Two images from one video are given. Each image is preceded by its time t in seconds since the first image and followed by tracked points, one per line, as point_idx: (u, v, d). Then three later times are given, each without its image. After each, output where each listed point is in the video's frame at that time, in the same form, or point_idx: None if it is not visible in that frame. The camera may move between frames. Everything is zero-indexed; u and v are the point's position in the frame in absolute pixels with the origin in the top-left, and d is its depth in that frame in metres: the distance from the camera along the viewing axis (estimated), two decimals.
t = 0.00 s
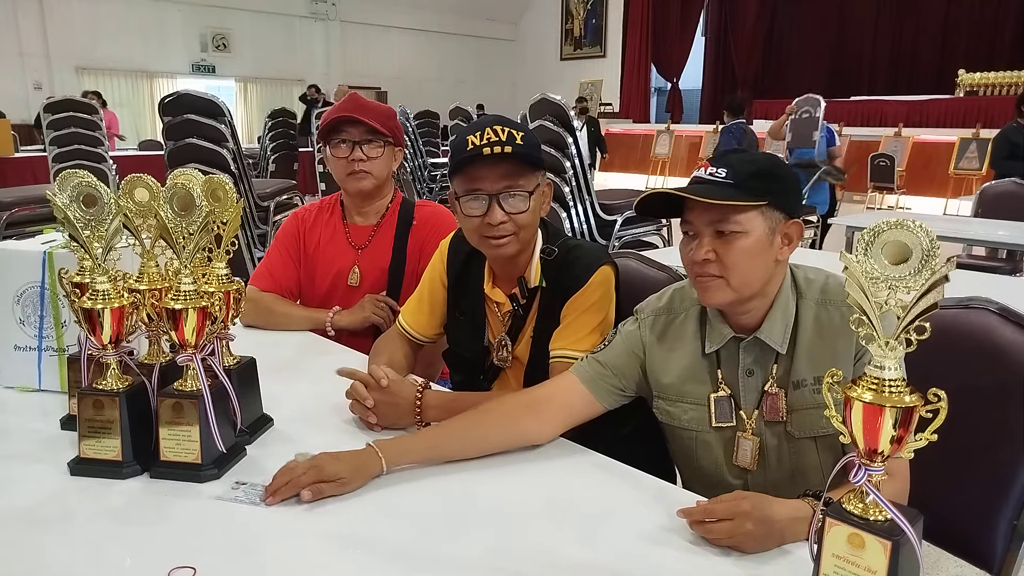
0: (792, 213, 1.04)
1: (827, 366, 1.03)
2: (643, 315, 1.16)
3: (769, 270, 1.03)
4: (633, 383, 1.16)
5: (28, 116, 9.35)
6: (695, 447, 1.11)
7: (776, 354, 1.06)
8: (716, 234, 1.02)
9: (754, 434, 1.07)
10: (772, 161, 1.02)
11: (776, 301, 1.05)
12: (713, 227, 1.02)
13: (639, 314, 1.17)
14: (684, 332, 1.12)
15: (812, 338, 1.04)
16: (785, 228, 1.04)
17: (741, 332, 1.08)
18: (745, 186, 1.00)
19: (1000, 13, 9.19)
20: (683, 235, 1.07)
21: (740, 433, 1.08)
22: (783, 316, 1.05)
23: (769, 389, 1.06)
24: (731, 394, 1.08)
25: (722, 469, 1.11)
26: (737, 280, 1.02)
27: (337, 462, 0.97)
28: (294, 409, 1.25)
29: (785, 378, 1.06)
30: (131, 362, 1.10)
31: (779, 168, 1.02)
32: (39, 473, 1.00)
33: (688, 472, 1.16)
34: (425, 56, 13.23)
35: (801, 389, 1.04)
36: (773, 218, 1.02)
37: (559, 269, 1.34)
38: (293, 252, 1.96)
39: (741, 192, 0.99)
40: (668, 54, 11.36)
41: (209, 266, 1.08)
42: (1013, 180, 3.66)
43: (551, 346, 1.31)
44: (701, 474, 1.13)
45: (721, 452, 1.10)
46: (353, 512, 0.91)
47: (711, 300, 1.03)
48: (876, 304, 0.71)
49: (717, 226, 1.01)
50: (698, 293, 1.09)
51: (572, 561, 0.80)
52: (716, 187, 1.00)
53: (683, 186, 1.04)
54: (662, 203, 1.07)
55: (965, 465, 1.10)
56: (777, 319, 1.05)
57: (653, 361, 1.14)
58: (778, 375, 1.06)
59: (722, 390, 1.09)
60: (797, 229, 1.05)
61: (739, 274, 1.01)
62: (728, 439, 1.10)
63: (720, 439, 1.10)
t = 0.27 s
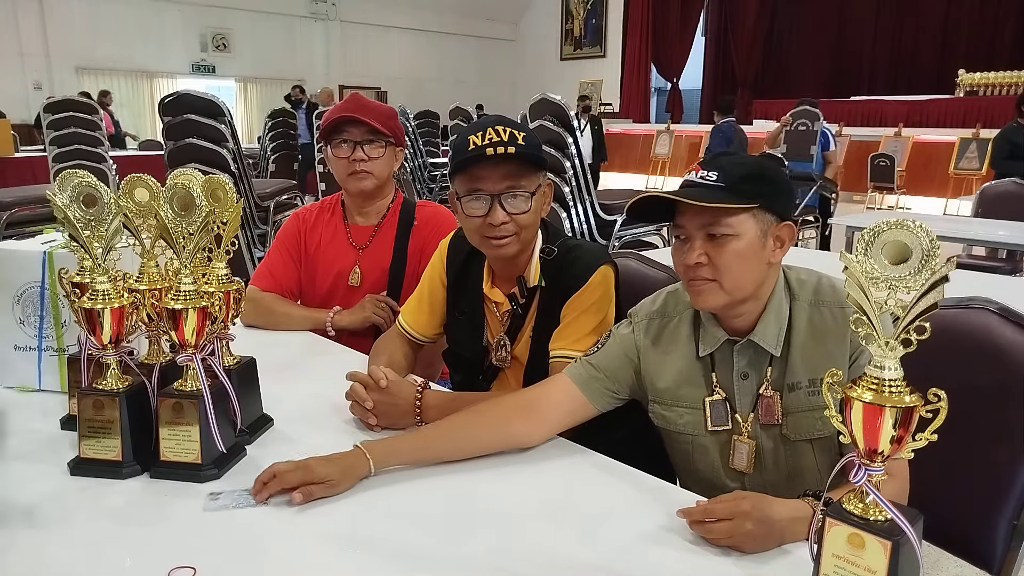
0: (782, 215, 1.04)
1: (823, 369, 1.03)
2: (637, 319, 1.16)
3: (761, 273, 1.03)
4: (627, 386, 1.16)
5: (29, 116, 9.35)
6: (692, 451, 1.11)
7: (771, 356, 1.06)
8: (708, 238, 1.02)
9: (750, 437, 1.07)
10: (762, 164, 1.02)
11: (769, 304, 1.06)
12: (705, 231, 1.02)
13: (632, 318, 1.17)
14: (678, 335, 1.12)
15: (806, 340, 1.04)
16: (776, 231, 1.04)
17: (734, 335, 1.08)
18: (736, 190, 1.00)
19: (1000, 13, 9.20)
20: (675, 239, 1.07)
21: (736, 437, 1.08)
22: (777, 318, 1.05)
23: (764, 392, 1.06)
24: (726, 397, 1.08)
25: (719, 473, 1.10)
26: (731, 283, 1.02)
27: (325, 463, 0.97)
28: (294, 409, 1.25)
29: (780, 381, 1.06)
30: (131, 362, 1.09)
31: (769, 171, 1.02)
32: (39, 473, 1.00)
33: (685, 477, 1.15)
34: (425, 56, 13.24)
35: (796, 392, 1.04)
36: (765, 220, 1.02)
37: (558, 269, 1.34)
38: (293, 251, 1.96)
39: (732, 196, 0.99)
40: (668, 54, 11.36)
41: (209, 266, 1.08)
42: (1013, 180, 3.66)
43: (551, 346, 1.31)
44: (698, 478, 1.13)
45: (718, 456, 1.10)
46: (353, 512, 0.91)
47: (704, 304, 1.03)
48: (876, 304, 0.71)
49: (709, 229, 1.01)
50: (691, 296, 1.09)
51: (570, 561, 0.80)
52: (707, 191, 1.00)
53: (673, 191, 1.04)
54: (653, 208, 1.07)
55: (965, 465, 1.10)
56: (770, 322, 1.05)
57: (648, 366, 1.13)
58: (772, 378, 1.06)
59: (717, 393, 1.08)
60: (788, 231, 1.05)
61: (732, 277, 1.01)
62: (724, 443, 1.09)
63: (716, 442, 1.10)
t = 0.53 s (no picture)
0: (772, 219, 1.04)
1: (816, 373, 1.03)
2: (630, 324, 1.16)
3: (753, 277, 1.03)
4: (620, 391, 1.16)
5: (28, 116, 9.35)
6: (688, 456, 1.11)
7: (764, 361, 1.06)
8: (698, 244, 1.01)
9: (745, 442, 1.07)
10: (750, 169, 1.02)
11: (762, 307, 1.05)
12: (695, 237, 1.01)
13: (625, 323, 1.17)
14: (671, 341, 1.12)
15: (799, 344, 1.04)
16: (766, 235, 1.04)
17: (727, 339, 1.08)
18: (724, 194, 1.00)
19: (1000, 13, 9.20)
20: (665, 245, 1.06)
21: (731, 442, 1.07)
22: (769, 322, 1.05)
23: (758, 397, 1.06)
24: (721, 403, 1.08)
25: (715, 478, 1.10)
26: (722, 288, 1.01)
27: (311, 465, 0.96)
28: (294, 409, 1.25)
29: (774, 386, 1.05)
30: (131, 362, 1.09)
31: (756, 175, 1.02)
32: (39, 473, 1.00)
33: (683, 481, 1.15)
34: (425, 56, 13.24)
35: (790, 397, 1.04)
36: (754, 225, 1.02)
37: (558, 268, 1.34)
38: (293, 251, 1.96)
39: (719, 201, 0.99)
40: (668, 54, 11.37)
41: (209, 266, 1.08)
42: (1013, 180, 3.66)
43: (552, 346, 1.31)
44: (695, 483, 1.13)
45: (714, 461, 1.10)
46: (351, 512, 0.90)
47: (695, 311, 1.03)
48: (875, 305, 0.71)
49: (699, 235, 1.01)
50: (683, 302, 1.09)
51: (570, 561, 0.80)
52: (695, 197, 1.00)
53: (661, 197, 1.04)
54: (643, 216, 1.07)
55: (965, 466, 1.10)
56: (763, 326, 1.04)
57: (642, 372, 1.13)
58: (766, 382, 1.06)
59: (711, 399, 1.08)
60: (778, 235, 1.05)
61: (724, 282, 1.01)
62: (720, 448, 1.09)
63: (712, 448, 1.09)
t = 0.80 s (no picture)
0: (777, 217, 1.03)
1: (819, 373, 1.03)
2: (633, 320, 1.15)
3: (756, 276, 1.03)
4: (623, 388, 1.15)
5: (28, 116, 9.34)
6: (689, 454, 1.11)
7: (767, 360, 1.05)
8: (703, 243, 1.01)
9: (746, 441, 1.07)
10: (754, 168, 1.02)
11: (764, 307, 1.05)
12: (699, 236, 1.01)
13: (627, 320, 1.17)
14: (673, 340, 1.11)
15: (802, 343, 1.04)
16: (770, 234, 1.03)
17: (730, 338, 1.08)
18: (728, 194, 0.99)
19: (1000, 13, 9.20)
20: (668, 244, 1.06)
21: (732, 440, 1.08)
22: (772, 320, 1.05)
23: (761, 395, 1.05)
24: (722, 401, 1.08)
25: (715, 476, 1.10)
26: (726, 288, 1.01)
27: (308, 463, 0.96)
28: (294, 409, 1.25)
29: (777, 384, 1.05)
30: (131, 362, 1.09)
31: (760, 174, 1.02)
32: (39, 473, 1.00)
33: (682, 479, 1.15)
34: (425, 56, 13.23)
35: (792, 396, 1.04)
36: (759, 223, 1.01)
37: (557, 269, 1.34)
38: (294, 252, 1.96)
39: (723, 201, 0.99)
40: (668, 54, 11.37)
41: (209, 266, 1.08)
42: (1013, 180, 3.66)
43: (552, 346, 1.31)
44: (695, 481, 1.13)
45: (714, 460, 1.10)
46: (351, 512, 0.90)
47: (699, 309, 1.03)
48: (875, 305, 0.71)
49: (703, 234, 1.00)
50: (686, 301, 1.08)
51: (571, 561, 0.80)
52: (698, 197, 0.99)
53: (665, 195, 1.03)
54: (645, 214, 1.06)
55: (965, 465, 1.10)
56: (766, 325, 1.04)
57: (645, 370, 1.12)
58: (769, 381, 1.06)
59: (713, 397, 1.08)
60: (782, 233, 1.04)
61: (728, 282, 1.01)
62: (720, 446, 1.09)
63: (713, 446, 1.09)
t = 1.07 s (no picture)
0: (810, 207, 1.01)
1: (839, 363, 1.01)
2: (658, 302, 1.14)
3: (786, 266, 1.01)
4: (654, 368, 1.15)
5: (28, 116, 9.35)
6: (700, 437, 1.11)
7: (786, 348, 1.04)
8: (736, 230, 0.99)
9: (758, 427, 1.06)
10: (790, 157, 1.00)
11: (789, 296, 1.03)
12: (733, 223, 0.99)
13: (652, 302, 1.16)
14: (695, 324, 1.10)
15: (823, 333, 1.02)
16: (803, 223, 1.01)
17: (751, 325, 1.06)
18: (764, 182, 0.97)
19: (1000, 13, 9.19)
20: (701, 229, 1.04)
21: (745, 425, 1.07)
22: (796, 309, 1.03)
23: (777, 383, 1.04)
24: (738, 385, 1.07)
25: (724, 461, 1.10)
26: (757, 275, 1.00)
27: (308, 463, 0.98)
28: (294, 409, 1.25)
29: (794, 372, 1.04)
30: (131, 362, 1.09)
31: (796, 162, 1.00)
32: (39, 473, 1.00)
33: (692, 461, 1.15)
34: (425, 56, 13.23)
35: (809, 385, 1.02)
36: (793, 213, 1.00)
37: (557, 268, 1.34)
38: (294, 252, 1.96)
39: (759, 188, 0.97)
40: (668, 54, 11.37)
41: (209, 266, 1.08)
42: (1013, 180, 3.66)
43: (551, 346, 1.31)
44: (704, 464, 1.13)
45: (724, 445, 1.10)
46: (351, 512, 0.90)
47: (729, 295, 1.02)
48: (876, 304, 0.72)
49: (737, 222, 0.99)
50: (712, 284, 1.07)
51: (572, 561, 0.80)
52: (734, 183, 0.97)
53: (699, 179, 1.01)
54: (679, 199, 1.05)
55: (965, 466, 1.10)
56: (789, 314, 1.02)
57: (667, 352, 1.11)
58: (787, 368, 1.04)
59: (729, 381, 1.08)
60: (816, 223, 1.02)
61: (758, 269, 1.00)
62: (731, 432, 1.09)
63: (723, 430, 1.09)
